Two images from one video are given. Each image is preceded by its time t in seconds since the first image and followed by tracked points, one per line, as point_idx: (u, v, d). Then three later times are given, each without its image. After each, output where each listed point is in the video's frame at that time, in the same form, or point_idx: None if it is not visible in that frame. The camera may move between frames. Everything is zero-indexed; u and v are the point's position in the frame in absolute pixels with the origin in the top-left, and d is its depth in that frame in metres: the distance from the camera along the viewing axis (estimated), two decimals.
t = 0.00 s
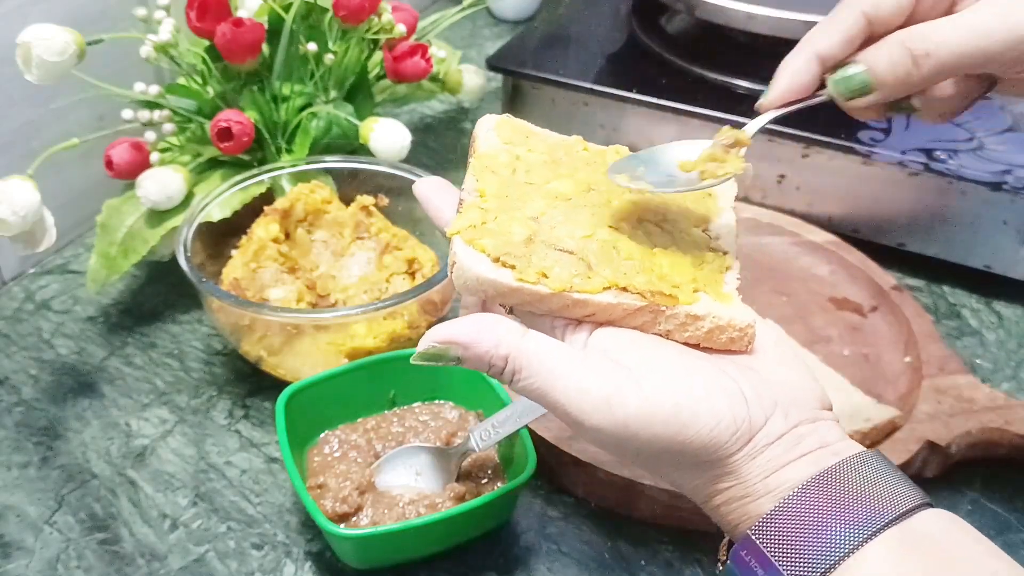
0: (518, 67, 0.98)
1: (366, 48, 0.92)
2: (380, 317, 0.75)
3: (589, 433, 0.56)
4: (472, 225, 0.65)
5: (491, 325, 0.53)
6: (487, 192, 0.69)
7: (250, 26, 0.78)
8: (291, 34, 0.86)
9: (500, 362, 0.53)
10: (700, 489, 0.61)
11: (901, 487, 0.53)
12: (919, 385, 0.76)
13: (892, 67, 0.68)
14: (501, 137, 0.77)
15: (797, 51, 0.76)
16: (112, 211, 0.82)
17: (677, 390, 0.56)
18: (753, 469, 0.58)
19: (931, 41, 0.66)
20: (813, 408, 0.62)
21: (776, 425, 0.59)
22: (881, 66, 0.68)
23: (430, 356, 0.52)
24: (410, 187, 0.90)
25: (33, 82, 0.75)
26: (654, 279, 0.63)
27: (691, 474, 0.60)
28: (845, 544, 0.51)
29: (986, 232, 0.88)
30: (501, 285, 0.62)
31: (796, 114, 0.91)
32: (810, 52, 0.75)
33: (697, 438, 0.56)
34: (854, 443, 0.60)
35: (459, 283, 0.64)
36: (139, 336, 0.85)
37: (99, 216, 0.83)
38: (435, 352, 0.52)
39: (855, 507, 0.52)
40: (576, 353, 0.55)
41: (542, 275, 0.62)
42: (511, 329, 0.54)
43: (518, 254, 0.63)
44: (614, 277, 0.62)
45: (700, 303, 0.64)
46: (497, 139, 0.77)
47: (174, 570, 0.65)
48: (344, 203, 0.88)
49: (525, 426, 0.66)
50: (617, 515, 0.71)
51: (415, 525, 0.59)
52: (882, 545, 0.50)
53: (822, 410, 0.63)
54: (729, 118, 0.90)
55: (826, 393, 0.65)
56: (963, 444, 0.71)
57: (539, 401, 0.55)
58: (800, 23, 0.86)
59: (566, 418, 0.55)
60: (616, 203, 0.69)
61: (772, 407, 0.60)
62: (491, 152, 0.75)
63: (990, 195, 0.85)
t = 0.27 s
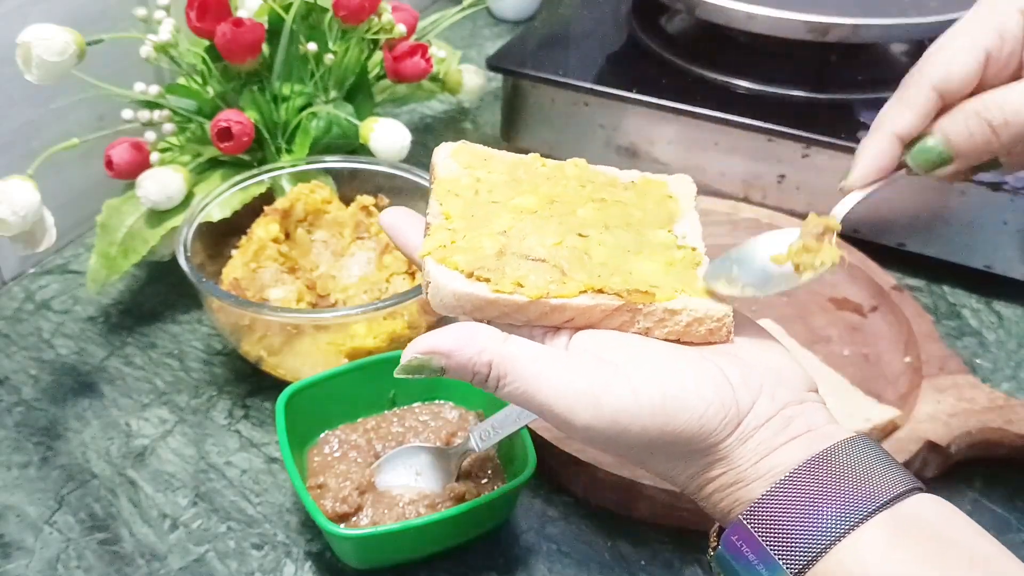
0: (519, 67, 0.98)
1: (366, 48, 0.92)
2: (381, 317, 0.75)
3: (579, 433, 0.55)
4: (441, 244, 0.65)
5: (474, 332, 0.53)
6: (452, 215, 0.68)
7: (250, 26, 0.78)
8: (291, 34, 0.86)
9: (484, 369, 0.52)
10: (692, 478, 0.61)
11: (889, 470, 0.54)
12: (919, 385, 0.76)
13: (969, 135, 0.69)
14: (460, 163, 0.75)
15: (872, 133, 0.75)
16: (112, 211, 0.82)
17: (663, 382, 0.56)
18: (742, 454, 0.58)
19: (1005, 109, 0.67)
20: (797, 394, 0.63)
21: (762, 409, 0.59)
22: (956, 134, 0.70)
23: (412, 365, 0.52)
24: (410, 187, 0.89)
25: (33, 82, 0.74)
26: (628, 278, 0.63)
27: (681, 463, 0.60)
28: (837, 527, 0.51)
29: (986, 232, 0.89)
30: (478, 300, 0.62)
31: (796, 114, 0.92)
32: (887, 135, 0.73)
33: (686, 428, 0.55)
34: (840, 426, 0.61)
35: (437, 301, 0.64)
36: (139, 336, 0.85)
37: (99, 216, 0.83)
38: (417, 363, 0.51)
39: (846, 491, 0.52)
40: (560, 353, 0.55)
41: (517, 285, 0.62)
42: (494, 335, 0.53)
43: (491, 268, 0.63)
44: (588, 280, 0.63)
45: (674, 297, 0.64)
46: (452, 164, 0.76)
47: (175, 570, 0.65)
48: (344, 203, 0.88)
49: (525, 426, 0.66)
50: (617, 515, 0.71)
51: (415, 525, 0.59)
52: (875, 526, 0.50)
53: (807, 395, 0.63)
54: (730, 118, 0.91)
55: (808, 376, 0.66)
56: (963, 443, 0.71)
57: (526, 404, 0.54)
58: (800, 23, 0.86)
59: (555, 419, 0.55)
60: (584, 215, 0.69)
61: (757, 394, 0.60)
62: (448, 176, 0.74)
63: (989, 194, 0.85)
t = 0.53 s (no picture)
0: (519, 67, 0.98)
1: (366, 48, 0.92)
2: (380, 317, 0.75)
3: (571, 427, 0.56)
4: (438, 233, 0.65)
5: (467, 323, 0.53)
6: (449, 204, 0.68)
7: (250, 26, 0.78)
8: (291, 35, 0.86)
9: (478, 359, 0.53)
10: (685, 472, 0.61)
11: (882, 469, 0.53)
12: (920, 385, 0.76)
13: (969, 152, 0.66)
14: (457, 150, 0.75)
15: (869, 151, 0.73)
16: (112, 211, 0.82)
17: (658, 377, 0.56)
18: (736, 450, 0.58)
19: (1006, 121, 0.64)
20: (794, 391, 0.63)
21: (757, 406, 0.59)
22: (956, 151, 0.67)
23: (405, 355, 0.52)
24: (410, 187, 0.89)
25: (33, 82, 0.75)
26: (625, 272, 0.63)
27: (674, 459, 0.60)
28: (828, 526, 0.51)
29: (986, 232, 0.89)
30: (474, 290, 0.61)
31: (795, 114, 0.92)
32: (884, 151, 0.71)
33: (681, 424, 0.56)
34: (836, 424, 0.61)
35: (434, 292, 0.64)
36: (139, 336, 0.85)
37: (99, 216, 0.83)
38: (412, 352, 0.52)
39: (838, 490, 0.52)
40: (555, 348, 0.55)
41: (514, 277, 0.62)
42: (488, 327, 0.53)
43: (488, 258, 0.63)
44: (586, 274, 0.62)
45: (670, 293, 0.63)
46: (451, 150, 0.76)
47: (175, 570, 0.65)
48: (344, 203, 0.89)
49: (525, 425, 0.66)
50: (618, 515, 0.71)
51: (414, 525, 0.59)
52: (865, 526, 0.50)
53: (804, 391, 0.63)
54: (730, 118, 0.91)
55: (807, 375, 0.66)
56: (963, 444, 0.71)
57: (520, 397, 0.54)
58: (800, 23, 0.86)
59: (548, 413, 0.55)
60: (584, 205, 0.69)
61: (753, 390, 0.60)
62: (447, 164, 0.74)
63: (990, 194, 0.85)
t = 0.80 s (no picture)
0: (518, 67, 0.98)
1: (366, 48, 0.92)
2: (380, 317, 0.75)
3: (574, 417, 0.55)
4: (441, 222, 0.65)
5: (469, 312, 0.53)
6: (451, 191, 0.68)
7: (249, 26, 0.78)
8: (291, 35, 0.86)
9: (480, 349, 0.53)
10: (688, 463, 0.61)
11: (886, 460, 0.53)
12: (919, 385, 0.76)
13: (912, 149, 0.66)
14: (456, 136, 0.75)
15: (816, 138, 0.73)
16: (112, 211, 0.82)
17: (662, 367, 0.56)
18: (740, 441, 0.58)
19: (948, 121, 0.64)
20: (799, 381, 0.62)
21: (762, 395, 0.59)
22: (899, 147, 0.67)
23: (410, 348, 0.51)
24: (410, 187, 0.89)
25: (33, 82, 0.75)
26: (629, 263, 0.64)
27: (678, 449, 0.60)
28: (831, 518, 0.51)
29: (986, 232, 0.89)
30: (477, 279, 0.62)
31: (794, 114, 0.92)
32: (830, 141, 0.71)
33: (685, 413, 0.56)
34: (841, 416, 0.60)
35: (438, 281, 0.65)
36: (140, 336, 0.85)
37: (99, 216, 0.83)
38: (414, 343, 0.51)
39: (841, 482, 0.52)
40: (557, 337, 0.55)
41: (518, 267, 0.62)
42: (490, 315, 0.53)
43: (491, 247, 0.63)
44: (590, 266, 0.63)
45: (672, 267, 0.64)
46: (452, 135, 0.76)
47: (174, 570, 0.65)
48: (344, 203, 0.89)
49: (525, 425, 0.66)
50: (618, 515, 0.71)
51: (414, 525, 0.59)
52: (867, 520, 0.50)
53: (808, 382, 0.63)
54: (729, 118, 0.91)
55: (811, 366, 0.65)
56: (963, 444, 0.71)
57: (522, 386, 0.54)
58: (800, 23, 0.86)
59: (550, 401, 0.55)
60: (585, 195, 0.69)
61: (757, 379, 0.60)
62: (447, 149, 0.74)
63: (990, 195, 0.85)
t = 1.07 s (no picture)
0: (519, 67, 0.98)
1: (366, 48, 0.92)
2: (380, 317, 0.75)
3: (571, 426, 0.55)
4: (429, 234, 0.64)
5: (464, 324, 0.52)
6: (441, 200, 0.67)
7: (249, 26, 0.78)
8: (291, 35, 0.86)
9: (474, 360, 0.52)
10: (685, 469, 0.61)
11: (885, 462, 0.53)
12: (919, 385, 0.76)
13: (906, 130, 0.69)
14: (445, 144, 0.75)
15: (814, 114, 0.78)
16: (112, 211, 0.82)
17: (658, 374, 0.55)
18: (737, 446, 0.58)
19: (940, 97, 0.66)
20: (794, 384, 0.63)
21: (758, 400, 0.59)
22: (893, 123, 0.69)
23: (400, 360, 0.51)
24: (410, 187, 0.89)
25: (33, 82, 0.74)
26: (620, 267, 0.63)
27: (674, 455, 0.60)
28: (830, 521, 0.51)
29: (986, 232, 0.89)
30: (467, 292, 0.61)
31: (794, 114, 0.92)
32: (828, 116, 0.77)
33: (681, 420, 0.55)
34: (836, 417, 0.60)
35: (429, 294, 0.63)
36: (139, 336, 0.85)
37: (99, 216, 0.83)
38: (406, 354, 0.51)
39: (840, 484, 0.52)
40: (553, 345, 0.55)
41: (509, 276, 0.61)
42: (485, 327, 0.53)
43: (481, 258, 0.62)
44: (581, 269, 0.62)
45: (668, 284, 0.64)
46: (440, 142, 0.76)
47: (175, 570, 0.65)
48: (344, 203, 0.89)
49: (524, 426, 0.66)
50: (618, 515, 0.71)
51: (414, 525, 0.59)
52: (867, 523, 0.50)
53: (802, 383, 0.63)
54: (729, 118, 0.91)
55: (804, 368, 0.66)
56: (963, 444, 0.71)
57: (519, 396, 0.54)
58: (800, 23, 0.86)
59: (547, 411, 0.55)
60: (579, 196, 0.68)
61: (752, 384, 0.60)
62: (436, 157, 0.73)
63: (989, 195, 0.85)
